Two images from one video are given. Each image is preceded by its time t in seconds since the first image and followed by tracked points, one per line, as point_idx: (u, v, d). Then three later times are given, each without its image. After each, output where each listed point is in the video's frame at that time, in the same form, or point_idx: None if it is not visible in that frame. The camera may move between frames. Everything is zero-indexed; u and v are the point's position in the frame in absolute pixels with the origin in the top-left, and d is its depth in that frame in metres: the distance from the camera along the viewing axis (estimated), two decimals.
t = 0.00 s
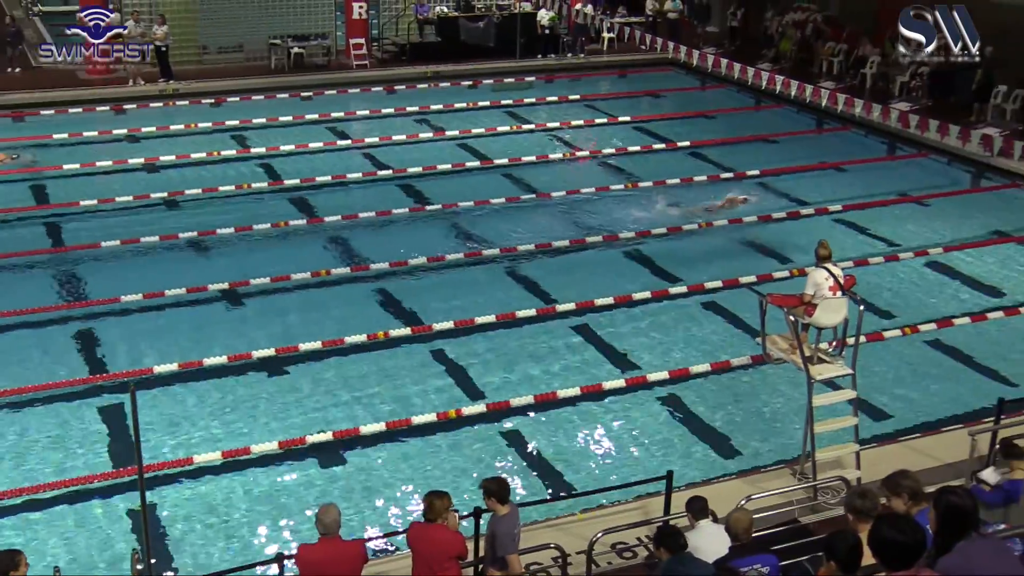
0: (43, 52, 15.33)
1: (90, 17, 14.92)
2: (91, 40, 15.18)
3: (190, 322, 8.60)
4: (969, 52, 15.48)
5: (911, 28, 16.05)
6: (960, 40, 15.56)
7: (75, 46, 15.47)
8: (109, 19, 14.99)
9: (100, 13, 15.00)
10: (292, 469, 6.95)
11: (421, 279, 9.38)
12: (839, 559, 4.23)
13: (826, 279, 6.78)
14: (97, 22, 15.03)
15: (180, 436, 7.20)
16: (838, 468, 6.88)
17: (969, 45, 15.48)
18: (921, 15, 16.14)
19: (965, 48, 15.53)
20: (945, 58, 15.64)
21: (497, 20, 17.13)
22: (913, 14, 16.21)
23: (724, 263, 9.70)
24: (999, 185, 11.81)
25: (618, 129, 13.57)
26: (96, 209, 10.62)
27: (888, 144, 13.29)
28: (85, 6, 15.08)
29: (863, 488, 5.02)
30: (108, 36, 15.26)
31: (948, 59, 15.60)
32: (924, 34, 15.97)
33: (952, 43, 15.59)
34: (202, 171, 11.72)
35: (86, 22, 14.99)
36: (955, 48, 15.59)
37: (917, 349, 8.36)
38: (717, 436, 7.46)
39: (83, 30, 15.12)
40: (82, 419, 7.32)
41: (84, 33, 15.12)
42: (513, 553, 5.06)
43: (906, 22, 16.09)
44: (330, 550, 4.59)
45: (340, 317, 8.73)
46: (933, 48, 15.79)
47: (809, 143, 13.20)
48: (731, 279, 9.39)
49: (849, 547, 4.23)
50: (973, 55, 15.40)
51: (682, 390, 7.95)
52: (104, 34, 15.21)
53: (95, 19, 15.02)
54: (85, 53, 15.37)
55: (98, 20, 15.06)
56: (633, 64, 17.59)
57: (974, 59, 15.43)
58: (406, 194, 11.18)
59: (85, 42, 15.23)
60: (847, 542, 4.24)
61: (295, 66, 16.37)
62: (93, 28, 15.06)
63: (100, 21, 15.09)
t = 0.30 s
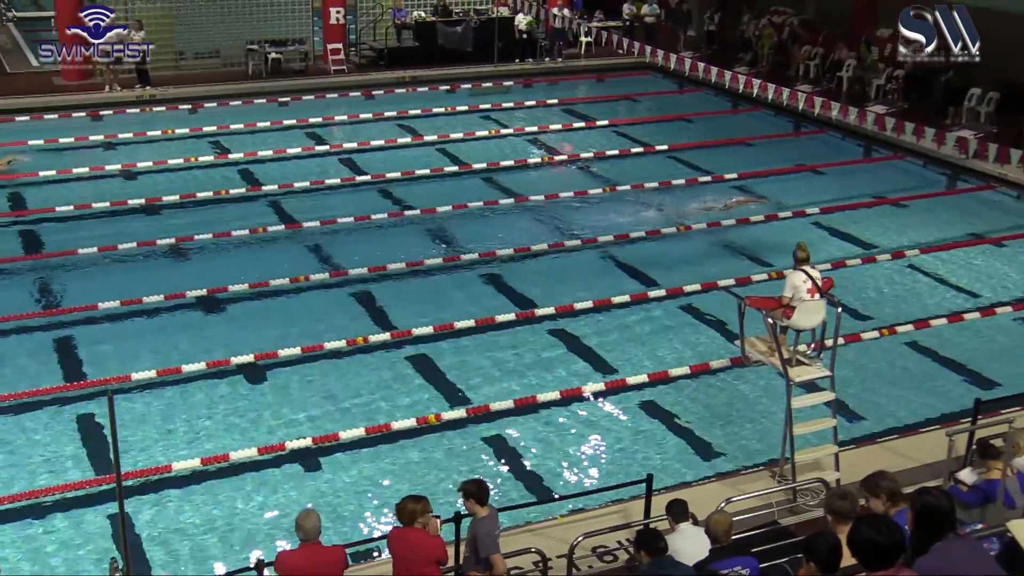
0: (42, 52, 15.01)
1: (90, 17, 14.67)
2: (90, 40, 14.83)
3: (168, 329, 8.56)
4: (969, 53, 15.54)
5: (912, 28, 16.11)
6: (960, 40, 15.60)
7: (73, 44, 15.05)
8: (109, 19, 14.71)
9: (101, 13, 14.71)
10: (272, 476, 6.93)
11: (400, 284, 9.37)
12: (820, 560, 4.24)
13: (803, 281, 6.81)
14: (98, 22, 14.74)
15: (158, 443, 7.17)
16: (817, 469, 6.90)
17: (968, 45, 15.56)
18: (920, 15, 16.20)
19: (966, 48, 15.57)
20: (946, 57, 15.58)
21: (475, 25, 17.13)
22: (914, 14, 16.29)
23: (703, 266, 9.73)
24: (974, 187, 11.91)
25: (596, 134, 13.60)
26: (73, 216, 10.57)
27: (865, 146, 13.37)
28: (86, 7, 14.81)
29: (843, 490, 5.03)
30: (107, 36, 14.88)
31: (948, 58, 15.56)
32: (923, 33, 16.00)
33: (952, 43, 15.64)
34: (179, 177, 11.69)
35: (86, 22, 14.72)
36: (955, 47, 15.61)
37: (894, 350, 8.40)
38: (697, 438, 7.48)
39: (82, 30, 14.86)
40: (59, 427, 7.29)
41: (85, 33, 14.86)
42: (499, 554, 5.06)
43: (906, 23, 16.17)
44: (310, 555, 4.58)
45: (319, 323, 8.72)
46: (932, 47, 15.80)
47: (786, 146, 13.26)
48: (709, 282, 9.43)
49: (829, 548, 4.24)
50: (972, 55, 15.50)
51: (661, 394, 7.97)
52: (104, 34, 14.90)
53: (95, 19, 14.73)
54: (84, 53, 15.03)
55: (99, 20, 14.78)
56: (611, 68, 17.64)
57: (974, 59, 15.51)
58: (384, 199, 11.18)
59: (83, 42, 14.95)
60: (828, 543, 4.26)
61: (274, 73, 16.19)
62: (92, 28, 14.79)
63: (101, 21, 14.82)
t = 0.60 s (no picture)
0: (42, 53, 14.87)
1: (91, 16, 14.75)
2: (90, 40, 14.85)
3: (142, 337, 8.51)
4: (969, 53, 15.46)
5: (911, 28, 15.74)
6: (961, 40, 15.41)
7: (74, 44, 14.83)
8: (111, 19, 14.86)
9: (101, 13, 14.81)
10: (248, 484, 6.89)
11: (375, 290, 9.36)
12: (797, 562, 4.23)
13: (778, 284, 6.80)
14: (98, 22, 14.85)
15: (133, 452, 7.12)
16: (793, 472, 6.91)
17: (968, 45, 15.44)
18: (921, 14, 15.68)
19: (966, 48, 15.47)
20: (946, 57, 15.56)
21: (449, 30, 17.14)
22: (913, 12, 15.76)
23: (678, 270, 9.75)
24: (947, 189, 12.01)
25: (571, 138, 13.62)
26: (46, 224, 10.51)
27: (838, 149, 13.46)
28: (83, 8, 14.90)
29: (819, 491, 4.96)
30: (107, 37, 15.06)
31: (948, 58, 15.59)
32: (923, 32, 15.67)
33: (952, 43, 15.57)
34: (154, 184, 11.64)
35: (87, 22, 14.80)
36: (955, 47, 15.53)
37: (869, 351, 8.44)
38: (673, 441, 7.48)
39: (81, 30, 14.87)
40: (32, 436, 7.23)
41: (84, 33, 14.83)
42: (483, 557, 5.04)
43: (905, 22, 15.83)
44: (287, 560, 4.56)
45: (295, 329, 8.70)
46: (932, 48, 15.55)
47: (760, 150, 13.32)
48: (685, 286, 9.45)
49: (806, 550, 4.24)
50: (972, 56, 15.45)
51: (638, 398, 7.98)
52: (104, 34, 14.99)
53: (96, 19, 14.82)
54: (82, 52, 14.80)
55: (98, 20, 14.90)
56: (586, 73, 17.70)
57: (974, 60, 15.48)
58: (360, 205, 11.16)
59: (83, 42, 14.82)
60: (804, 545, 4.25)
61: (248, 79, 16.44)
62: (92, 28, 14.87)
63: (101, 21, 14.96)
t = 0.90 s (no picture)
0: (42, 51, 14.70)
1: (92, 16, 14.96)
2: (89, 40, 15.11)
3: (111, 344, 8.46)
4: (969, 53, 14.74)
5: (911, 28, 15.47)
6: (961, 40, 14.79)
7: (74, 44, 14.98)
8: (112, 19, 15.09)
9: (102, 13, 15.03)
10: (219, 490, 6.84)
11: (346, 295, 9.34)
12: (769, 561, 4.18)
13: (749, 284, 6.74)
14: (98, 22, 15.06)
15: (102, 461, 7.06)
16: (765, 471, 6.92)
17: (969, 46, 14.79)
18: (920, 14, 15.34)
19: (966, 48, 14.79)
20: (947, 57, 15.21)
21: (418, 34, 17.15)
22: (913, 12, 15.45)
23: (648, 272, 9.78)
24: (914, 190, 12.13)
25: (541, 141, 13.64)
26: (13, 231, 10.42)
27: (806, 151, 13.56)
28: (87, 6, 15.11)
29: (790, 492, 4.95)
30: (107, 36, 15.32)
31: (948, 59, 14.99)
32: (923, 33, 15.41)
33: (952, 43, 14.90)
34: (122, 190, 11.57)
35: (88, 23, 14.98)
36: (955, 48, 14.89)
37: (838, 352, 8.49)
38: (644, 442, 7.50)
39: (81, 30, 15.00)
40: None
41: (84, 33, 15.00)
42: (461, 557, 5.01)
43: (905, 22, 15.58)
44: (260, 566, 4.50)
45: (265, 335, 8.66)
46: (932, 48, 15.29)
47: (730, 151, 13.38)
48: (656, 288, 9.49)
49: (779, 550, 4.18)
50: (973, 55, 14.69)
51: (610, 400, 7.98)
52: (103, 34, 15.26)
53: (96, 19, 15.04)
54: (82, 53, 15.02)
55: (98, 20, 15.12)
56: (555, 76, 17.75)
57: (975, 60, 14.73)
58: (330, 210, 11.14)
59: (83, 42, 15.06)
60: (777, 545, 4.20)
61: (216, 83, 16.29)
62: (92, 28, 15.07)
63: (101, 21, 15.20)
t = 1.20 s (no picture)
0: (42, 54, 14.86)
1: (91, 17, 15.13)
2: (90, 40, 15.40)
3: (86, 350, 8.41)
4: (969, 52, 14.08)
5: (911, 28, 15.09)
6: (960, 40, 14.18)
7: (73, 45, 15.31)
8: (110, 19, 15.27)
9: (101, 14, 15.22)
10: (195, 496, 6.79)
11: (322, 299, 9.32)
12: (748, 560, 4.16)
13: (724, 286, 6.72)
14: (98, 22, 15.27)
15: (77, 468, 7.01)
16: (742, 472, 6.93)
17: (968, 45, 14.14)
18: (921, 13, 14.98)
19: (965, 49, 14.14)
20: (947, 58, 14.56)
21: (393, 38, 17.14)
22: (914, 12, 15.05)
23: (624, 275, 9.80)
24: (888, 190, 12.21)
25: (517, 144, 13.65)
26: None
27: (781, 152, 13.63)
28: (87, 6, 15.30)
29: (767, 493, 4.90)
30: (107, 36, 15.52)
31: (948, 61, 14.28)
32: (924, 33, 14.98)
33: (953, 43, 14.27)
34: (97, 195, 11.51)
35: (87, 22, 15.20)
36: (955, 48, 14.24)
37: (813, 353, 8.52)
38: (621, 443, 7.50)
39: (81, 30, 15.30)
40: None
41: (85, 33, 15.30)
42: (438, 560, 4.99)
43: (905, 22, 15.19)
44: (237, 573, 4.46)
45: (241, 340, 8.63)
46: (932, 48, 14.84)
47: (705, 153, 13.43)
48: (633, 290, 9.50)
49: (757, 548, 4.17)
50: (973, 55, 14.05)
51: (586, 402, 7.98)
52: (104, 34, 15.47)
53: (95, 19, 15.25)
54: (82, 53, 15.47)
55: (98, 20, 15.31)
56: (531, 79, 17.75)
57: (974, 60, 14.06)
58: (306, 214, 11.12)
59: (83, 42, 15.36)
60: (755, 543, 4.19)
61: (190, 88, 16.28)
62: (93, 28, 15.30)
63: (100, 21, 15.40)
